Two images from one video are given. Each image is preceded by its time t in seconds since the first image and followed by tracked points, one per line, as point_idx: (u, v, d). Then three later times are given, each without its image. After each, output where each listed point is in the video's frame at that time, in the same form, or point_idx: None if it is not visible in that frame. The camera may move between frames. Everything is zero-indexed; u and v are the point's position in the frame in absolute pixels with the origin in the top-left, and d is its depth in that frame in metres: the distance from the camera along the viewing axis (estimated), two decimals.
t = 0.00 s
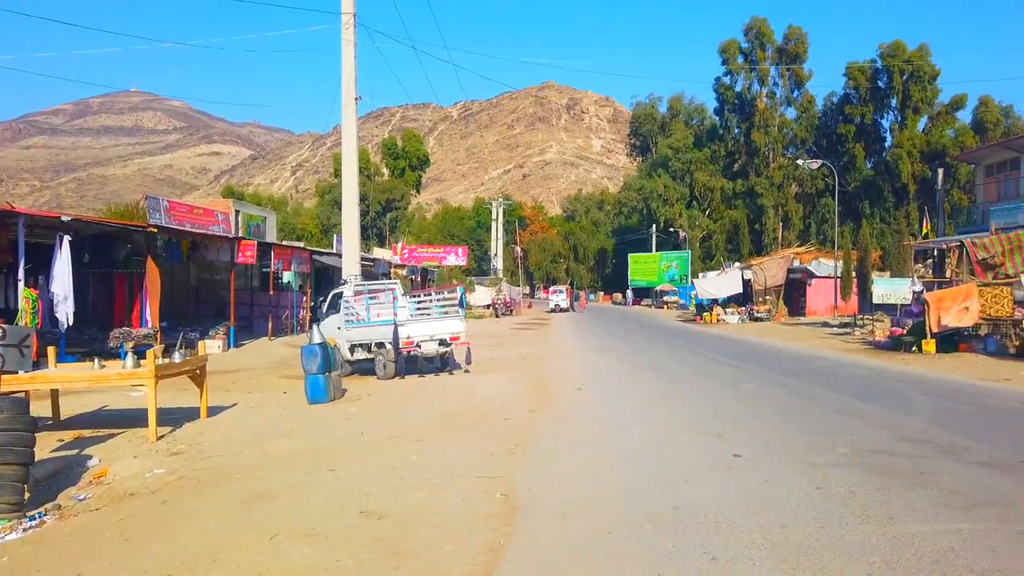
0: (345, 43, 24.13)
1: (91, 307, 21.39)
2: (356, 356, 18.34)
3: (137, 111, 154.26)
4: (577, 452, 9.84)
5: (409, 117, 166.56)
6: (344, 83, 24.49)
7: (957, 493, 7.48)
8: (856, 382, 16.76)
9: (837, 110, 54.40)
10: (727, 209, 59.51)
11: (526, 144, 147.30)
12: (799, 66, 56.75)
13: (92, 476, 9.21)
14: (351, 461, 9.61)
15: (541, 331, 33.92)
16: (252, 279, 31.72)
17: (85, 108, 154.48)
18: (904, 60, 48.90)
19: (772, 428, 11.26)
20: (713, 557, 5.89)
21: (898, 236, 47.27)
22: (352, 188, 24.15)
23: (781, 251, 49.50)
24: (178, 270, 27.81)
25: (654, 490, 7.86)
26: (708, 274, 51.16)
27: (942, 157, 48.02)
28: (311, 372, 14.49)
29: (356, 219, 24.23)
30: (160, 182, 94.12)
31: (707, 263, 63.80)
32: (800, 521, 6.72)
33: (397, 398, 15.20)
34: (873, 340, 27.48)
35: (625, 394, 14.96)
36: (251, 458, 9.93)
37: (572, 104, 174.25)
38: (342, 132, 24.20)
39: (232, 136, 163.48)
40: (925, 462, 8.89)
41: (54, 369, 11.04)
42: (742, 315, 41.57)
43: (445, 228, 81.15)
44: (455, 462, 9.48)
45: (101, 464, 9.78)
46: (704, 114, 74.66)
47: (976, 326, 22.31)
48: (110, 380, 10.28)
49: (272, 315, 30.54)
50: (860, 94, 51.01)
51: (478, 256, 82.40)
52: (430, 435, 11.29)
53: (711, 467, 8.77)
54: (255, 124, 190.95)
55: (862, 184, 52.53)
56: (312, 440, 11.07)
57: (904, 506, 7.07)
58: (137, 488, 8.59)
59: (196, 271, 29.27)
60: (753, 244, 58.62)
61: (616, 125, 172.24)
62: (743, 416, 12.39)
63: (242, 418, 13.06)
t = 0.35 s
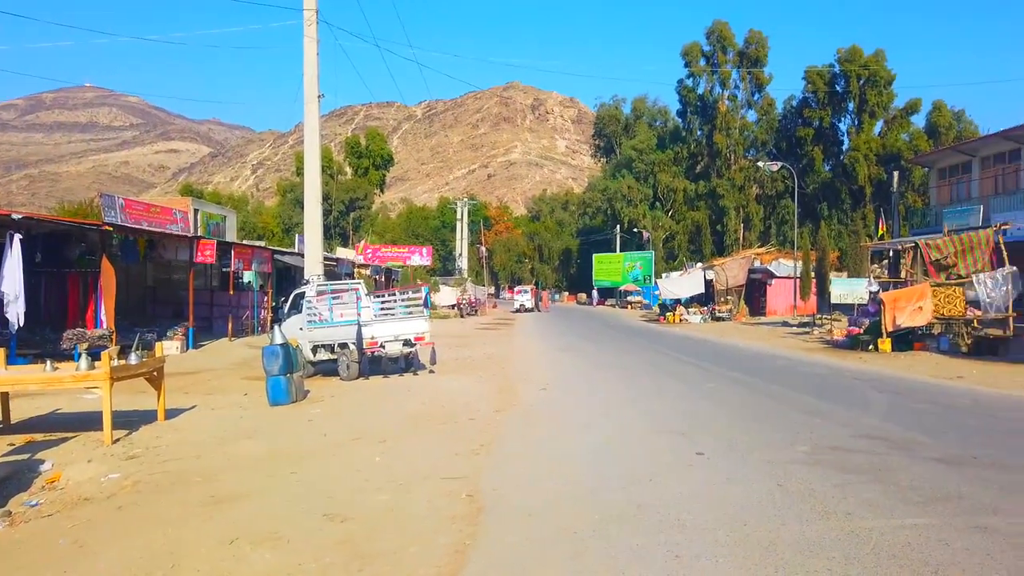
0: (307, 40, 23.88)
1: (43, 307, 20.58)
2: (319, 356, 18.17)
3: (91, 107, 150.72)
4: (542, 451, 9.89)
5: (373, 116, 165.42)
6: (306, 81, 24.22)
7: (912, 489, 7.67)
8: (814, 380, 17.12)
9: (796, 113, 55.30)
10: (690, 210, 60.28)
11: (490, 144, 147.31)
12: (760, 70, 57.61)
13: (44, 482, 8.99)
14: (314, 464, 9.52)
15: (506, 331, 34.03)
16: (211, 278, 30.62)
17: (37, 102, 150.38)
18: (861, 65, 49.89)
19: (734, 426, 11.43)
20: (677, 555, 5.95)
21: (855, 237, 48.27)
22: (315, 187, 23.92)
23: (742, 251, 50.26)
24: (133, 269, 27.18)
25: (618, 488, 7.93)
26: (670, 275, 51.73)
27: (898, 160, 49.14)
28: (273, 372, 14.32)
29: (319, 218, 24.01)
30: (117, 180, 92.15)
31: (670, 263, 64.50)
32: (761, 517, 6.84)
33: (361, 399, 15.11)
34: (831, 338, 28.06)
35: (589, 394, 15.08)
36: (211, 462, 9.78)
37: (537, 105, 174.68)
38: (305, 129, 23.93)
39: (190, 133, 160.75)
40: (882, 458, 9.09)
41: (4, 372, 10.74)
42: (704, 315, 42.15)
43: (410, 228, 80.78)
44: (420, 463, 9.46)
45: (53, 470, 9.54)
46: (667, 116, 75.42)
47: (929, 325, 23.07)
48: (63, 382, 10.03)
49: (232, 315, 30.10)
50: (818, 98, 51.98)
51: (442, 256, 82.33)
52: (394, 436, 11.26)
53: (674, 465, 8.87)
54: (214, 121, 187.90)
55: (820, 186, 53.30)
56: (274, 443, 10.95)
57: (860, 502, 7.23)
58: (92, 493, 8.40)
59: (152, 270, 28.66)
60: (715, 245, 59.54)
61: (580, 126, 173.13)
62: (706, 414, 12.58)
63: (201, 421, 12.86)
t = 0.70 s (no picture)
0: (271, 37, 23.60)
1: None
2: (283, 357, 17.93)
3: (47, 102, 147.10)
4: (510, 452, 9.88)
5: (338, 114, 163.89)
6: (270, 78, 23.93)
7: (873, 485, 7.81)
8: (778, 379, 17.33)
9: (759, 116, 56.02)
10: (655, 211, 60.88)
11: (457, 143, 146.99)
12: (724, 73, 58.30)
13: None
14: (279, 467, 9.40)
15: (472, 331, 33.92)
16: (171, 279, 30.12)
17: None
18: (821, 69, 50.81)
19: (699, 425, 11.55)
20: (644, 553, 5.97)
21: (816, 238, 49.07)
22: (279, 186, 23.65)
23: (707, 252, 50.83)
24: (91, 269, 26.63)
25: (586, 488, 7.96)
26: (636, 275, 52.15)
27: (857, 163, 50.03)
28: (236, 374, 14.12)
29: (283, 218, 23.72)
30: (73, 178, 90.08)
31: (636, 263, 65.01)
32: (727, 515, 6.90)
33: (326, 401, 14.96)
34: (793, 338, 28.47)
35: (556, 394, 15.13)
36: (172, 465, 9.60)
37: (504, 105, 174.66)
38: (269, 127, 23.64)
39: (150, 130, 157.76)
40: (844, 455, 9.24)
41: None
42: (669, 315, 42.56)
43: (376, 228, 80.28)
44: (387, 464, 9.40)
45: (8, 475, 9.28)
46: (633, 117, 75.95)
47: (887, 324, 23.55)
48: (18, 385, 9.77)
49: (193, 316, 29.66)
50: (781, 101, 52.75)
51: (409, 257, 82.07)
52: (360, 437, 11.18)
53: (641, 464, 8.91)
54: (175, 117, 184.56)
55: (782, 187, 54.05)
56: (238, 446, 10.79)
57: (823, 498, 7.35)
58: (49, 499, 8.19)
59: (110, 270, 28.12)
60: (680, 245, 60.25)
61: (547, 126, 173.67)
62: (672, 414, 12.65)
63: (162, 424, 12.62)
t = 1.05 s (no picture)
0: (237, 33, 23.28)
1: None
2: (249, 358, 17.73)
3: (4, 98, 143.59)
4: (479, 452, 9.84)
5: (305, 112, 162.35)
6: (236, 75, 23.60)
7: (838, 482, 7.91)
8: (744, 378, 17.51)
9: (726, 118, 56.60)
10: (625, 211, 61.31)
11: (426, 143, 146.45)
12: (692, 75, 58.83)
13: None
14: (245, 469, 9.26)
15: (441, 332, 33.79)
16: (133, 279, 29.56)
17: None
18: (786, 72, 51.54)
19: (668, 424, 11.63)
20: (614, 553, 5.96)
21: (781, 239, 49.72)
22: (245, 185, 23.33)
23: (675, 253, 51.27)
24: (49, 268, 26.00)
25: (556, 487, 7.95)
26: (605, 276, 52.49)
27: (821, 165, 50.73)
28: (200, 376, 13.88)
29: (249, 217, 23.41)
30: (32, 176, 88.06)
31: (605, 264, 65.33)
32: (696, 513, 6.94)
33: (293, 402, 14.78)
34: (759, 337, 28.83)
35: (526, 393, 15.15)
36: (134, 469, 9.41)
37: (473, 104, 174.45)
38: (234, 124, 23.31)
39: (111, 127, 154.83)
40: (809, 452, 9.37)
41: None
42: (637, 314, 42.84)
43: (344, 228, 79.73)
44: (355, 465, 9.32)
45: None
46: (602, 118, 76.28)
47: (850, 324, 23.87)
48: None
49: (156, 317, 29.14)
50: (747, 103, 53.35)
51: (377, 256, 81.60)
52: (328, 439, 11.09)
53: (611, 464, 8.93)
54: (137, 114, 181.27)
55: (748, 189, 54.69)
56: (202, 448, 10.62)
57: (790, 496, 7.43)
58: (5, 504, 7.99)
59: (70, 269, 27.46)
60: (648, 245, 60.71)
61: (516, 126, 173.79)
62: (640, 413, 12.70)
63: (125, 426, 12.37)
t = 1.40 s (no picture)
0: (200, 29, 22.90)
1: None
2: (212, 359, 17.50)
3: None
4: (447, 453, 9.78)
5: (271, 109, 160.42)
6: (199, 72, 23.22)
7: (802, 478, 7.99)
8: (709, 377, 17.68)
9: (692, 119, 57.14)
10: (593, 211, 61.74)
11: (394, 142, 145.69)
12: (659, 76, 59.31)
13: None
14: (209, 471, 9.11)
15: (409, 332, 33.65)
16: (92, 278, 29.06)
17: None
18: (751, 75, 52.21)
19: (635, 423, 11.68)
20: (581, 551, 5.93)
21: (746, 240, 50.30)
22: (209, 183, 22.95)
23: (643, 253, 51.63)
24: (4, 268, 25.36)
25: (524, 487, 7.91)
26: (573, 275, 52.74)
27: (785, 166, 51.39)
28: (162, 377, 13.60)
29: (213, 215, 23.03)
30: None
31: (574, 263, 65.62)
32: (664, 510, 6.94)
33: (258, 403, 14.58)
34: (724, 336, 29.19)
35: (493, 393, 15.12)
36: (94, 473, 9.20)
37: (441, 104, 173.93)
38: (197, 121, 22.92)
39: (70, 123, 151.56)
40: (773, 450, 9.46)
41: None
42: (605, 314, 43.06)
43: (311, 227, 79.40)
44: (321, 467, 9.21)
45: None
46: (570, 119, 76.56)
47: (812, 323, 24.14)
48: None
49: (116, 317, 28.56)
50: (713, 105, 53.92)
51: (344, 256, 81.03)
52: (295, 440, 10.95)
53: (579, 463, 8.93)
54: (97, 110, 177.70)
55: (714, 190, 55.22)
56: (165, 450, 10.43)
57: (755, 492, 7.47)
58: None
59: (26, 269, 26.80)
60: (616, 245, 61.02)
61: (485, 126, 173.68)
62: (608, 412, 12.74)
63: (83, 429, 12.10)
